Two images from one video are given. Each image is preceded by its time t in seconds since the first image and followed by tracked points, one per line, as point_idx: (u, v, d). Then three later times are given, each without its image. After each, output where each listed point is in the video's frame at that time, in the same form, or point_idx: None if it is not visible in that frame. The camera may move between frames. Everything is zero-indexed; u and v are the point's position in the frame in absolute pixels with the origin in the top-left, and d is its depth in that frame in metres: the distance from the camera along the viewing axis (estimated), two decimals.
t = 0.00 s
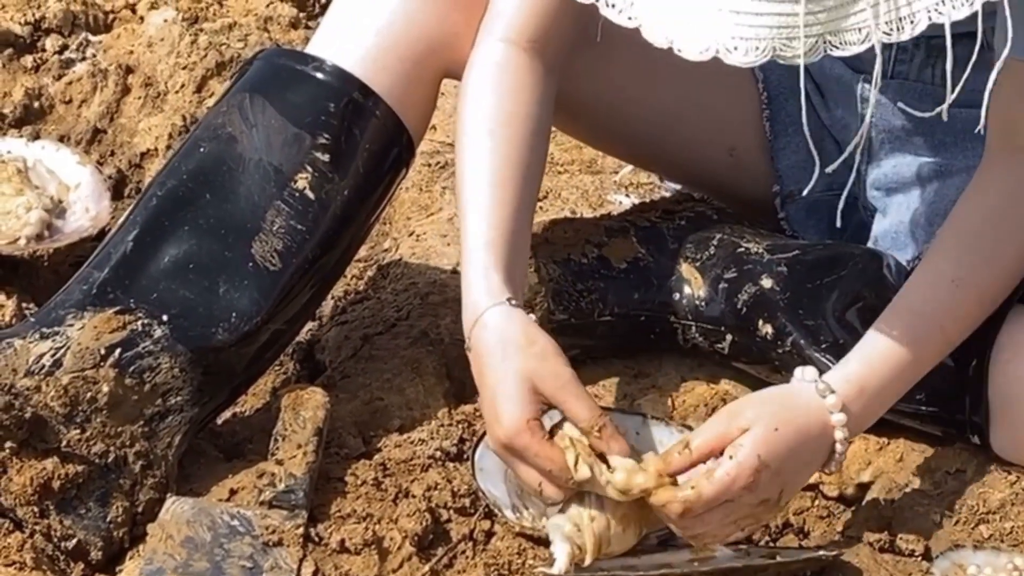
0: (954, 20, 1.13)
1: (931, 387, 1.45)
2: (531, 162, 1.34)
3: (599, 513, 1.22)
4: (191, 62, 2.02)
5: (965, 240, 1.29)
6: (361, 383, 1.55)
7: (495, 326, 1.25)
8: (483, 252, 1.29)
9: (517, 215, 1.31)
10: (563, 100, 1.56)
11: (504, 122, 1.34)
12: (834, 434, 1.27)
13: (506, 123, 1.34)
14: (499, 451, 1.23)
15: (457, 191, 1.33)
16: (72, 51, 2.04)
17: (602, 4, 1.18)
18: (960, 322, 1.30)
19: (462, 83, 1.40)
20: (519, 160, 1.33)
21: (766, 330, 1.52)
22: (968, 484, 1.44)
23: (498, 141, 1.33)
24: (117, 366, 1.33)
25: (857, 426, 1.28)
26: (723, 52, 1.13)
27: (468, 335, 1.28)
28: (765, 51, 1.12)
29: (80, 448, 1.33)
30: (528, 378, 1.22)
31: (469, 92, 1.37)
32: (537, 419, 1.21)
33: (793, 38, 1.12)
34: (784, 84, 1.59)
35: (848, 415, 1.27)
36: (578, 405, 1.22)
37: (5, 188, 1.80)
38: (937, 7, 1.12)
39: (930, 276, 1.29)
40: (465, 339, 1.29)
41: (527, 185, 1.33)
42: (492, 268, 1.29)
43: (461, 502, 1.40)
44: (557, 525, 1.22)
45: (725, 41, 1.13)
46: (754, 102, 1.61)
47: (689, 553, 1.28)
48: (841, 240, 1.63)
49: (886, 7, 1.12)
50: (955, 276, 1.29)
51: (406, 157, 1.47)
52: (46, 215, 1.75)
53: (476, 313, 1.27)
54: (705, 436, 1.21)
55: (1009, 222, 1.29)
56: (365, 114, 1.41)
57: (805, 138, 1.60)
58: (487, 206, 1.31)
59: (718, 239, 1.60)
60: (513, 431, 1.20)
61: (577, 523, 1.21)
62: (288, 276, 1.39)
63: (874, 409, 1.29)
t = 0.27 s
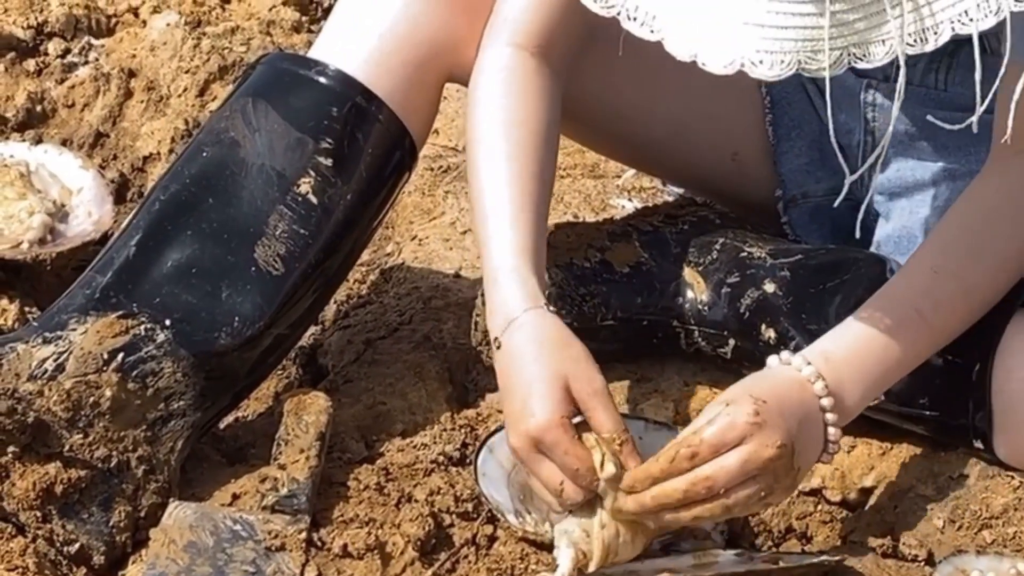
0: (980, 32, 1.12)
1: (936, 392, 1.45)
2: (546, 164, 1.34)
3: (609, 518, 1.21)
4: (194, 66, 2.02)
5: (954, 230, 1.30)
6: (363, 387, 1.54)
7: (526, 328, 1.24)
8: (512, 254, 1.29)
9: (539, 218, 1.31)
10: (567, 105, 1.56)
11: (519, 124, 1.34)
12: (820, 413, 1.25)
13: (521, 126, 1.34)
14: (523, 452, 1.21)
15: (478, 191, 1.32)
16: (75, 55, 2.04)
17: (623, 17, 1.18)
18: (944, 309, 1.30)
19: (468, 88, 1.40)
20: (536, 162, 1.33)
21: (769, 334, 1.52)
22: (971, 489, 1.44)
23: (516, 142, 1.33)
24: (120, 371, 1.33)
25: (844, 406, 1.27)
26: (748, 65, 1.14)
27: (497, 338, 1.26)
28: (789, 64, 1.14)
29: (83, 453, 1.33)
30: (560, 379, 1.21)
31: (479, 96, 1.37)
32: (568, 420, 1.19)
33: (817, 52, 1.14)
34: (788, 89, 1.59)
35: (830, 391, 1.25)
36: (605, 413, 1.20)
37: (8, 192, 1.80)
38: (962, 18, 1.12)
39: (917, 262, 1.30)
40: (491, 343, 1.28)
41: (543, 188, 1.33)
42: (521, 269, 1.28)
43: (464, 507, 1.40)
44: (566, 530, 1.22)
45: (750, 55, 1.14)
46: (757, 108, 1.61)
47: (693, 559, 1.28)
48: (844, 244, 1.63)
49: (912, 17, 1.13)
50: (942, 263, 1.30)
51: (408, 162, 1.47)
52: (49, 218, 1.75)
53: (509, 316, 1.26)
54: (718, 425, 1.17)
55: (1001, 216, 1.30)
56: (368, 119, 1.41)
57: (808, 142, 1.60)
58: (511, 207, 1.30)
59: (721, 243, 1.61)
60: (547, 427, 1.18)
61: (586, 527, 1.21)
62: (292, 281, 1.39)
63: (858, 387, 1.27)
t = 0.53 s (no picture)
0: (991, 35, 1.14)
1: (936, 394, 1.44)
2: (554, 160, 1.35)
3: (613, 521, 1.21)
4: (192, 66, 2.02)
5: (960, 238, 1.30)
6: (361, 388, 1.54)
7: (564, 321, 1.23)
8: (540, 249, 1.28)
9: (556, 215, 1.32)
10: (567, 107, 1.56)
11: (528, 119, 1.34)
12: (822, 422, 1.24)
13: (530, 121, 1.34)
14: (555, 444, 1.19)
15: (497, 186, 1.32)
16: (73, 55, 2.04)
17: (632, 22, 1.18)
18: (953, 317, 1.30)
19: (468, 88, 1.40)
20: (548, 158, 1.33)
21: (768, 336, 1.51)
22: (970, 490, 1.43)
23: (527, 137, 1.33)
24: (116, 371, 1.33)
25: (849, 416, 1.26)
26: (759, 71, 1.14)
27: (529, 330, 1.24)
28: (801, 70, 1.14)
29: (79, 454, 1.33)
30: (601, 373, 1.20)
31: (484, 94, 1.36)
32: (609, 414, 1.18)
33: (828, 58, 1.14)
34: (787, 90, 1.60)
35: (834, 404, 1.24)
36: (630, 416, 1.20)
37: (5, 193, 1.79)
38: (973, 22, 1.13)
39: (924, 270, 1.30)
40: (518, 336, 1.25)
41: (554, 185, 1.33)
42: (550, 264, 1.28)
43: (461, 508, 1.40)
44: (566, 531, 1.22)
45: (761, 60, 1.13)
46: (757, 108, 1.61)
47: (692, 559, 1.28)
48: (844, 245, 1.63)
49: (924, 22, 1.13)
50: (949, 269, 1.29)
51: (406, 162, 1.46)
52: (46, 219, 1.75)
53: (545, 308, 1.25)
54: (719, 443, 1.17)
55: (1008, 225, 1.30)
56: (366, 119, 1.41)
57: (807, 143, 1.60)
58: (531, 201, 1.30)
59: (720, 244, 1.60)
60: (590, 416, 1.17)
61: (589, 529, 1.21)
62: (289, 282, 1.38)
63: (863, 397, 1.26)
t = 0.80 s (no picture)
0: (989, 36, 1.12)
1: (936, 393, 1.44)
2: (564, 158, 1.34)
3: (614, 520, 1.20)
4: (192, 66, 2.01)
5: (944, 235, 1.30)
6: (361, 388, 1.54)
7: (579, 321, 1.23)
8: (555, 247, 1.27)
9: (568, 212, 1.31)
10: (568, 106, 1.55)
11: (537, 117, 1.34)
12: (808, 422, 1.23)
13: (539, 118, 1.34)
14: (567, 443, 1.18)
15: (508, 182, 1.31)
16: (72, 55, 2.04)
17: (631, 19, 1.20)
18: (932, 315, 1.30)
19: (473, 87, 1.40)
20: (558, 155, 1.33)
21: (769, 334, 1.52)
22: (971, 489, 1.43)
23: (537, 135, 1.33)
24: (115, 371, 1.32)
25: (832, 415, 1.25)
26: (755, 72, 1.15)
27: (546, 327, 1.24)
28: (796, 72, 1.15)
29: (78, 454, 1.33)
30: (616, 375, 1.19)
31: (492, 91, 1.36)
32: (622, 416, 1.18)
33: (824, 59, 1.14)
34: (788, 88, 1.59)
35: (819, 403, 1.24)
36: (644, 425, 1.20)
37: (4, 192, 1.79)
38: (970, 22, 1.12)
39: (909, 267, 1.30)
40: (533, 332, 1.25)
41: (564, 182, 1.33)
42: (566, 262, 1.27)
43: (461, 508, 1.40)
44: (567, 529, 1.21)
45: (757, 62, 1.15)
46: (759, 107, 1.60)
47: (692, 559, 1.28)
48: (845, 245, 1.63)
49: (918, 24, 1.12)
50: (932, 266, 1.29)
51: (406, 161, 1.46)
52: (45, 218, 1.74)
53: (561, 307, 1.24)
54: (715, 451, 1.16)
55: (993, 224, 1.29)
56: (366, 119, 1.41)
57: (808, 141, 1.60)
58: (543, 199, 1.30)
59: (720, 243, 1.60)
60: (604, 418, 1.16)
61: (590, 528, 1.20)
62: (289, 281, 1.38)
63: (846, 397, 1.26)
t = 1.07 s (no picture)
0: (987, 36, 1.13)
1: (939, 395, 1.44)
2: (557, 157, 1.34)
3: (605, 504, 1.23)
4: (195, 66, 2.01)
5: (960, 243, 1.30)
6: (365, 389, 1.54)
7: (553, 320, 1.23)
8: (533, 244, 1.28)
9: (553, 211, 1.31)
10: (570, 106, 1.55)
11: (531, 116, 1.34)
12: (831, 442, 1.25)
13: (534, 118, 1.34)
14: (537, 448, 1.22)
15: (494, 181, 1.32)
16: (76, 56, 2.04)
17: (630, 18, 1.19)
18: (951, 320, 1.30)
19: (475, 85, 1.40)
20: (550, 156, 1.33)
21: (773, 336, 1.51)
22: (975, 491, 1.43)
23: (529, 134, 1.33)
24: (120, 372, 1.33)
25: (852, 426, 1.26)
26: (753, 73, 1.15)
27: (517, 323, 1.25)
28: (795, 72, 1.15)
29: (83, 455, 1.33)
30: (580, 383, 1.20)
31: (491, 88, 1.36)
32: (588, 426, 1.20)
33: (823, 60, 1.15)
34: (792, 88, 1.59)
35: (843, 420, 1.25)
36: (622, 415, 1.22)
37: (7, 193, 1.79)
38: (968, 22, 1.12)
39: (923, 272, 1.30)
40: (507, 327, 1.27)
41: (555, 181, 1.33)
42: (544, 258, 1.27)
43: (465, 509, 1.39)
44: (566, 525, 1.23)
45: (755, 63, 1.15)
46: (763, 108, 1.60)
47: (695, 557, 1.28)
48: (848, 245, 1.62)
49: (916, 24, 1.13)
50: (949, 273, 1.30)
51: (410, 161, 1.46)
52: (49, 219, 1.75)
53: (534, 306, 1.25)
54: (744, 485, 1.17)
55: (1006, 227, 1.29)
56: (370, 119, 1.41)
57: (812, 142, 1.59)
58: (528, 198, 1.30)
59: (724, 244, 1.60)
60: (568, 432, 1.19)
61: (582, 514, 1.23)
62: (293, 282, 1.38)
63: (867, 409, 1.27)
